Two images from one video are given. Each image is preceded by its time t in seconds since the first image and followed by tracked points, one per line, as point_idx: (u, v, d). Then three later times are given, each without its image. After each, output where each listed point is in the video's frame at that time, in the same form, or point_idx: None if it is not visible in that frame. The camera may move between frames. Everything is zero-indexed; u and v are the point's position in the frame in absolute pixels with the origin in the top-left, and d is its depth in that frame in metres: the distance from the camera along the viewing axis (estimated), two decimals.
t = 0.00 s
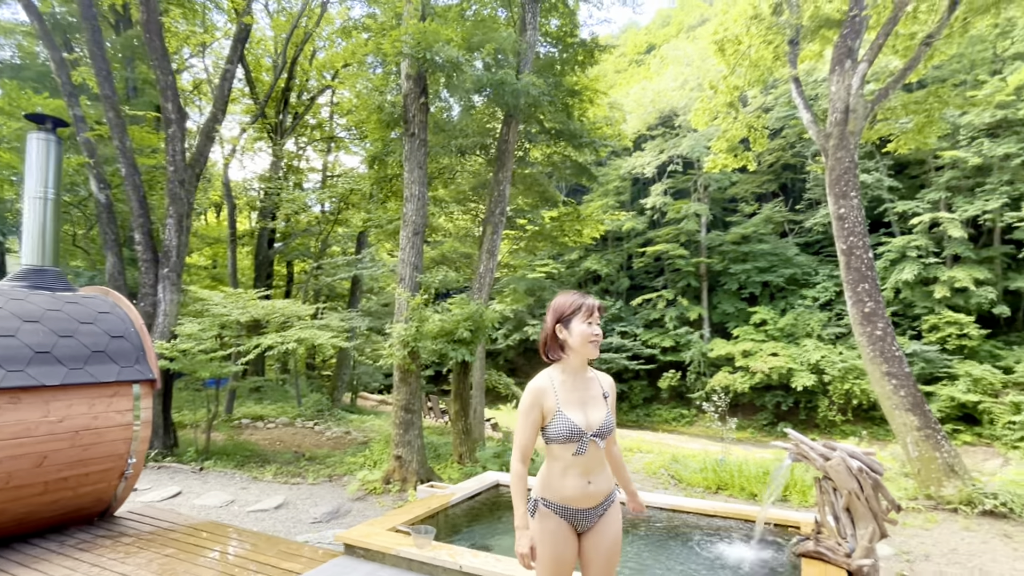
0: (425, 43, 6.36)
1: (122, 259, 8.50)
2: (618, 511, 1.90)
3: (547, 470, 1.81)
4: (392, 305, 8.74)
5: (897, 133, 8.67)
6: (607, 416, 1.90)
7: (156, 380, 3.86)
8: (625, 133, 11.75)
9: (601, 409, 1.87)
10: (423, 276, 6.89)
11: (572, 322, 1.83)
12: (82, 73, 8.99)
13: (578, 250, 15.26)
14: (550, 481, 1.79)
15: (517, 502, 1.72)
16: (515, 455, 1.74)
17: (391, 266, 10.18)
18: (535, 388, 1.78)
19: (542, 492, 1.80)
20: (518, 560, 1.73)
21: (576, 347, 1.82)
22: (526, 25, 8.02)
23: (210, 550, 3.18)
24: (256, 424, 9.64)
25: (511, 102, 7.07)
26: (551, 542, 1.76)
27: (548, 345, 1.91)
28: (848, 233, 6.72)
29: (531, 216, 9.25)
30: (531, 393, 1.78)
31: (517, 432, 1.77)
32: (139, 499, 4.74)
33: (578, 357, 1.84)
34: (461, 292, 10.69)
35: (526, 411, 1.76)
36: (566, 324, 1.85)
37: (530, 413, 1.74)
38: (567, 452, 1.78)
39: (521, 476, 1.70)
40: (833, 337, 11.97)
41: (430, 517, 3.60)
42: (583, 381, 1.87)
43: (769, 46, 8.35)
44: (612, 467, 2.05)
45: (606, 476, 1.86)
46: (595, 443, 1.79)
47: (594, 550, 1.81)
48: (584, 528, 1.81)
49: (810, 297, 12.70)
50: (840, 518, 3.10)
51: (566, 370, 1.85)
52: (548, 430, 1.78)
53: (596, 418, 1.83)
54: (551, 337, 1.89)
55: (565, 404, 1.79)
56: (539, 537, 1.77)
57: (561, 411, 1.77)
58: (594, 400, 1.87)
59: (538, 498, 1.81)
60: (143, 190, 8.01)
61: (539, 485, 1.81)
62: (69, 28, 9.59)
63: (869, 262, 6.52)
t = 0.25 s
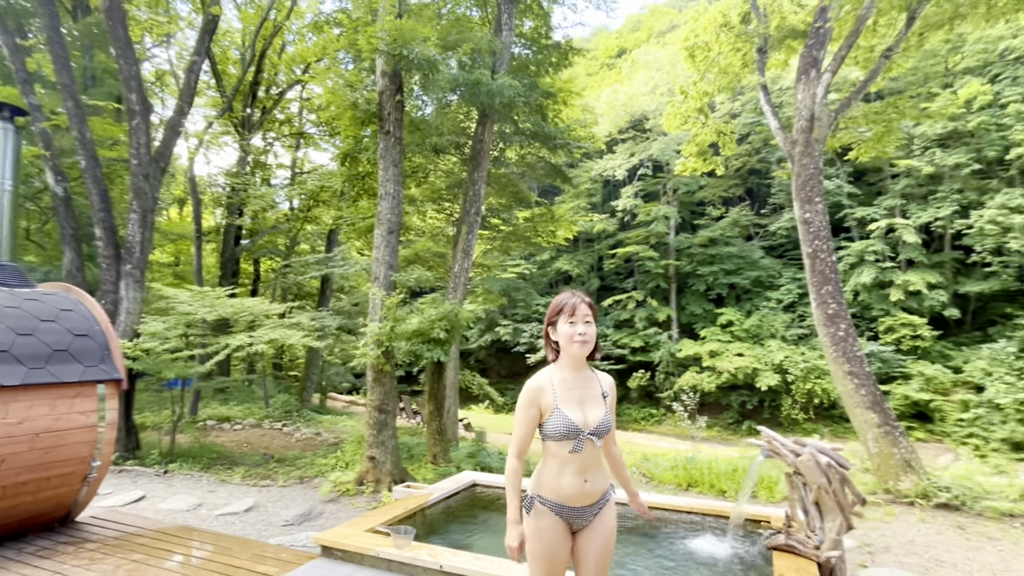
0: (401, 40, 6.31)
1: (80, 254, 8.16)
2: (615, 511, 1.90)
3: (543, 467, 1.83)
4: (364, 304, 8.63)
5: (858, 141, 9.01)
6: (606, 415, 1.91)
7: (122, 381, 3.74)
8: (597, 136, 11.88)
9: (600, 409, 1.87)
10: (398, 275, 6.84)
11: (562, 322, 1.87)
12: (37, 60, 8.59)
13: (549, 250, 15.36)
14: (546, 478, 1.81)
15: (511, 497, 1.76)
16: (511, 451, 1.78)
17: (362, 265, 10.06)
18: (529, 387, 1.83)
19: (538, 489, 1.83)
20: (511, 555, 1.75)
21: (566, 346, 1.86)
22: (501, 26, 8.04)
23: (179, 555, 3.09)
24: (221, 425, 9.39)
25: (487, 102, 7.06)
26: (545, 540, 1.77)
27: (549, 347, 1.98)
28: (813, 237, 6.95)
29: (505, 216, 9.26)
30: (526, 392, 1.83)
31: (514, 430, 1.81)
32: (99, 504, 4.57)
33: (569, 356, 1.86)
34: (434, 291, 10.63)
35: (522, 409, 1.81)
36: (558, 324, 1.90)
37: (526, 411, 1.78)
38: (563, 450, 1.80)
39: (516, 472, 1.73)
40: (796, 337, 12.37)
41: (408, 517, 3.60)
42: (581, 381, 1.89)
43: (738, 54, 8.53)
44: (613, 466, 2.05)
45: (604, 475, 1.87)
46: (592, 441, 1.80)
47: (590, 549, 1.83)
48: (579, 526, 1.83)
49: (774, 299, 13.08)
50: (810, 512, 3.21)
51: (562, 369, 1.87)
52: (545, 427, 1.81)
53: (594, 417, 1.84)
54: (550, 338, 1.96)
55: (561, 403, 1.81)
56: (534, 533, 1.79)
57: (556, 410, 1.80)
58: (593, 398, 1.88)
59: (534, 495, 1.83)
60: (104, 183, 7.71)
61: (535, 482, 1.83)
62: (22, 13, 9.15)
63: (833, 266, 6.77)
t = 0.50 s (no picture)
0: (379, 36, 6.25)
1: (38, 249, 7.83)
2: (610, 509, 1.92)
3: (541, 463, 1.85)
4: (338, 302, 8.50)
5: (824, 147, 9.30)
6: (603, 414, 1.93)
7: (89, 381, 3.62)
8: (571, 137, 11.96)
9: (598, 407, 1.90)
10: (374, 274, 6.78)
11: (557, 322, 1.91)
12: None
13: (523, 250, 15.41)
14: (544, 474, 1.83)
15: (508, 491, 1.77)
16: (509, 447, 1.79)
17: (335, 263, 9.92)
18: (526, 384, 1.86)
19: (535, 485, 1.84)
20: (507, 549, 1.76)
21: (563, 345, 1.89)
22: (479, 25, 8.05)
23: (150, 560, 3.00)
24: (187, 426, 9.14)
25: (464, 101, 7.04)
26: (541, 535, 1.79)
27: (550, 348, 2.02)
28: (782, 240, 7.15)
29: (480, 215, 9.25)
30: (524, 389, 1.86)
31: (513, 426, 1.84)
32: (61, 509, 4.40)
33: (566, 355, 1.89)
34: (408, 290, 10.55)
35: (521, 405, 1.83)
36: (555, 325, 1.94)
37: (525, 407, 1.81)
38: (561, 446, 1.82)
39: (515, 467, 1.74)
40: (763, 337, 12.71)
41: (388, 518, 3.62)
42: (579, 379, 1.91)
43: (709, 59, 8.69)
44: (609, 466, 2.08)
45: (601, 472, 1.89)
46: (589, 439, 1.83)
47: (586, 547, 1.84)
48: (574, 523, 1.85)
49: (742, 299, 13.40)
50: (783, 507, 3.31)
51: (561, 367, 1.90)
52: (544, 423, 1.83)
53: (591, 414, 1.86)
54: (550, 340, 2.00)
55: (560, 399, 1.84)
56: (530, 529, 1.81)
57: (553, 406, 1.83)
58: (591, 397, 1.91)
59: (531, 490, 1.85)
60: (64, 175, 7.41)
61: (532, 477, 1.85)
62: None
63: (801, 268, 6.98)
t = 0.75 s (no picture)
0: (352, 33, 6.18)
1: None
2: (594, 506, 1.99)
3: (530, 462, 1.89)
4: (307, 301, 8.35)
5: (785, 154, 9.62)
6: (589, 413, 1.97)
7: (45, 382, 3.46)
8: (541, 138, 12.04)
9: (587, 408, 1.93)
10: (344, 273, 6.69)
11: (547, 324, 1.92)
12: None
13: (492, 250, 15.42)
14: (533, 473, 1.88)
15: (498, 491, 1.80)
16: (499, 445, 1.81)
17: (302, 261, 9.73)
18: (515, 384, 1.87)
19: (525, 483, 1.89)
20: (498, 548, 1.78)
21: (552, 347, 1.91)
22: (451, 25, 8.04)
23: (113, 567, 2.91)
24: (145, 429, 8.82)
25: (437, 99, 7.00)
26: (530, 534, 1.82)
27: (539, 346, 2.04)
28: (747, 244, 7.37)
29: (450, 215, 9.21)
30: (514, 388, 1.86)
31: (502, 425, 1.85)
32: (12, 516, 4.20)
33: (554, 356, 1.91)
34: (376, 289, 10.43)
35: (511, 404, 1.84)
36: (544, 326, 1.95)
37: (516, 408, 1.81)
38: (551, 446, 1.86)
39: (506, 467, 1.76)
40: (727, 337, 13.07)
41: (361, 519, 3.67)
42: (569, 381, 1.93)
43: (678, 64, 8.71)
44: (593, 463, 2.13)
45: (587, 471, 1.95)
46: (579, 439, 1.87)
47: (571, 543, 1.90)
48: (560, 519, 1.91)
49: (706, 301, 13.75)
50: (750, 502, 3.42)
51: (551, 368, 1.92)
52: (534, 422, 1.86)
53: (581, 416, 1.90)
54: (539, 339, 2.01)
55: (551, 399, 1.86)
56: (518, 526, 1.84)
57: (542, 406, 1.85)
58: (582, 397, 1.94)
59: (520, 488, 1.89)
60: (13, 166, 7.05)
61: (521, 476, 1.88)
62: None
63: (764, 270, 7.21)
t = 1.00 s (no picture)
0: (321, 29, 6.10)
1: None
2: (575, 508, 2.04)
3: (513, 465, 1.91)
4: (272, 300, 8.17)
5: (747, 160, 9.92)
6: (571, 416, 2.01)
7: None
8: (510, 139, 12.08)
9: (570, 411, 1.98)
10: (312, 272, 6.60)
11: (532, 328, 1.96)
12: None
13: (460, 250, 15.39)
14: (515, 476, 1.91)
15: (481, 496, 1.82)
16: (482, 449, 1.82)
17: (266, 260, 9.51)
18: (499, 387, 1.89)
19: (507, 487, 1.91)
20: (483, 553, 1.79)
21: (536, 351, 1.95)
22: (421, 24, 8.00)
23: None
24: (97, 433, 8.46)
25: (407, 98, 6.95)
26: (512, 539, 1.84)
27: (522, 350, 2.07)
28: (711, 247, 7.57)
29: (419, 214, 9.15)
30: (497, 392, 1.89)
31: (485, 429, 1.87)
32: None
33: (538, 360, 1.95)
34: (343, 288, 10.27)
35: (495, 408, 1.86)
36: (529, 329, 1.99)
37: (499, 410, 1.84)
38: (535, 449, 1.89)
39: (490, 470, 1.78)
40: (690, 338, 13.39)
41: (330, 522, 3.63)
42: (553, 384, 1.97)
43: (644, 70, 8.98)
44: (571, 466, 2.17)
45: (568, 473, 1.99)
46: (562, 442, 1.91)
47: (553, 545, 1.95)
48: (542, 522, 1.95)
49: (671, 302, 14.06)
50: (714, 499, 3.52)
51: (536, 370, 1.95)
52: (518, 426, 1.89)
53: (565, 418, 1.94)
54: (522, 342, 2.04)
55: (536, 403, 1.89)
56: (500, 531, 1.86)
57: (525, 409, 1.88)
58: (566, 400, 1.98)
59: (503, 492, 1.91)
60: None
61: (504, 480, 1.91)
62: None
63: (728, 273, 7.42)
